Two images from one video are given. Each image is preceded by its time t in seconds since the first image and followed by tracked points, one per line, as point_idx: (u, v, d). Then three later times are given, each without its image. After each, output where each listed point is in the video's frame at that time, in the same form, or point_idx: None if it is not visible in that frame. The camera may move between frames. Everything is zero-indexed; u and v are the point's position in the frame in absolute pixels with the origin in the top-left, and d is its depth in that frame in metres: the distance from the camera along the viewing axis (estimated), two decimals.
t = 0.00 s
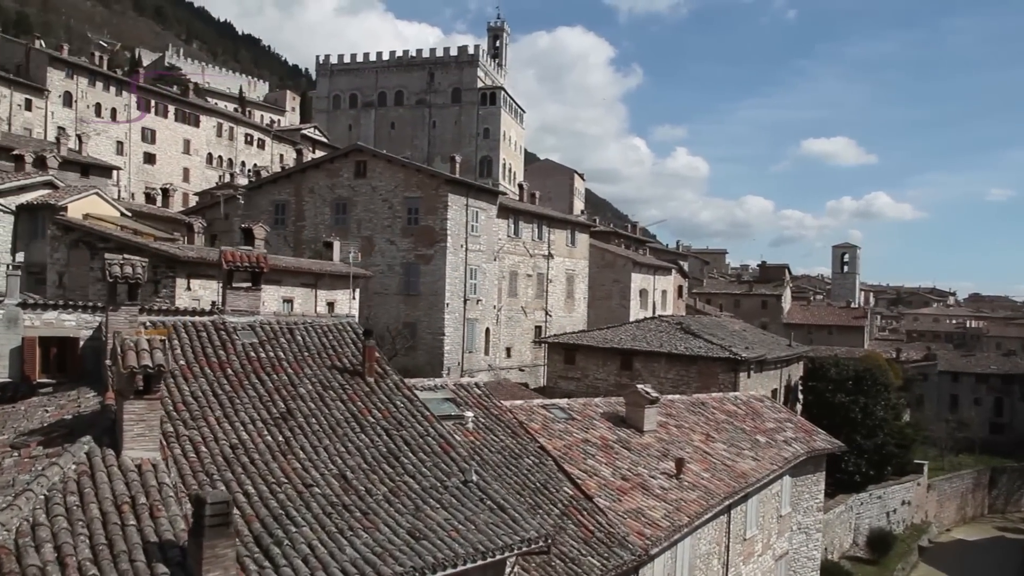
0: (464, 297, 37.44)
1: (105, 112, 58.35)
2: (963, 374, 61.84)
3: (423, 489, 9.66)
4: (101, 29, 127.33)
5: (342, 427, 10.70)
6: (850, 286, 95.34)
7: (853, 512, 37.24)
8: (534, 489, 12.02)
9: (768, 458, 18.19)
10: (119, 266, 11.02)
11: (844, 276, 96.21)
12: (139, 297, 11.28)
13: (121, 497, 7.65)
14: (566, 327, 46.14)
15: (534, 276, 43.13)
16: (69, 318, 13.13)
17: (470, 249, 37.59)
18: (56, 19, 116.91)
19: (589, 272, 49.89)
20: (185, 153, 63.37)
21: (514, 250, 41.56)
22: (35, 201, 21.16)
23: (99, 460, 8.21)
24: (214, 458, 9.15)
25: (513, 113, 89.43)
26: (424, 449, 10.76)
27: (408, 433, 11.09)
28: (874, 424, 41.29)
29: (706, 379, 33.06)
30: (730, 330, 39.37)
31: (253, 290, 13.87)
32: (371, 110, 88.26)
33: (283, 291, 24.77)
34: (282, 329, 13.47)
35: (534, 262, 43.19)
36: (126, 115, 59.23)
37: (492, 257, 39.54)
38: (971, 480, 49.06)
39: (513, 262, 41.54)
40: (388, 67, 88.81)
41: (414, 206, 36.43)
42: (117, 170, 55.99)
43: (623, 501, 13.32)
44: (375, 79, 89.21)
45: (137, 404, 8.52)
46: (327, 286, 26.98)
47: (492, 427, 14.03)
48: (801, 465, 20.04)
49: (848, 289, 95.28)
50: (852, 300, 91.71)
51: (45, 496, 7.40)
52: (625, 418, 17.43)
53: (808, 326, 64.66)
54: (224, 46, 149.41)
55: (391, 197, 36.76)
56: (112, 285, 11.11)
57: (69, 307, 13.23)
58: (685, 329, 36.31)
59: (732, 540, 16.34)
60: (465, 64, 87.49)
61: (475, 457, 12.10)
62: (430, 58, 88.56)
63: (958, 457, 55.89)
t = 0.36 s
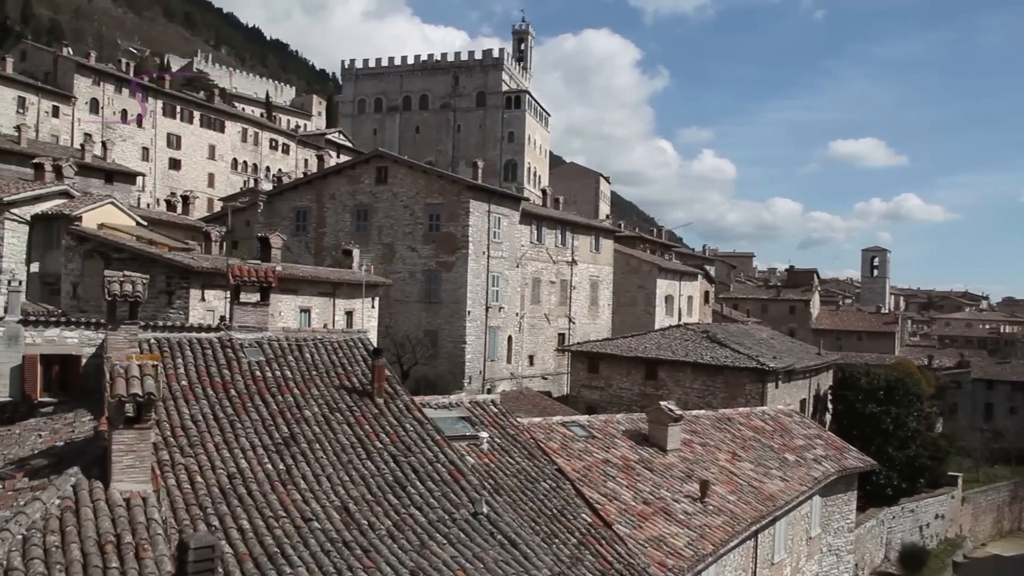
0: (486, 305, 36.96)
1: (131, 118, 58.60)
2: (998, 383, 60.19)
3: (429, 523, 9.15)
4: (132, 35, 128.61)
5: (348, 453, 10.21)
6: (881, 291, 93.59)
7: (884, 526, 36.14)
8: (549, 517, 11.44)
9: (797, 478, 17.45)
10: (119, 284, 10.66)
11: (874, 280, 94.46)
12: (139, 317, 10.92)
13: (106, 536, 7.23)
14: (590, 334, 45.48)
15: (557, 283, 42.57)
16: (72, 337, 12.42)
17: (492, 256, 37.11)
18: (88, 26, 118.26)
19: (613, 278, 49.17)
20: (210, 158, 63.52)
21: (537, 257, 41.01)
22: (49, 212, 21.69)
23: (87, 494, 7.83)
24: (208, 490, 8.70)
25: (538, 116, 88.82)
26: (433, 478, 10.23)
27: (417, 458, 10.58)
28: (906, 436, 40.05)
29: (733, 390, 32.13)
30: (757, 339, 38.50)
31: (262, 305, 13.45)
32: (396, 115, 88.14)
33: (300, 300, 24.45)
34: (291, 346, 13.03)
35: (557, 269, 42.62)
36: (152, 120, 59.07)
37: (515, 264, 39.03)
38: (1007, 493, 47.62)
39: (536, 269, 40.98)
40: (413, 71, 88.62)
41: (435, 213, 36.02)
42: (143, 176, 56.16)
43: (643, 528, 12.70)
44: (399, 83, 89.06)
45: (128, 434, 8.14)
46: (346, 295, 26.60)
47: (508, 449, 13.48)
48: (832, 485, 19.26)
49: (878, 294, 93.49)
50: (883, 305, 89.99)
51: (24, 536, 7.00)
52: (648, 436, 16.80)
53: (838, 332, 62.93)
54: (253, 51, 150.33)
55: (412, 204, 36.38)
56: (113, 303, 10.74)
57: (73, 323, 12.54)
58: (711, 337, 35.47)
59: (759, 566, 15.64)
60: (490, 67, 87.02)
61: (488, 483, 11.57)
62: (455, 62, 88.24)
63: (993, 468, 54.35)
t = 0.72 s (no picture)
0: (509, 313, 36.43)
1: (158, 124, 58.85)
2: None
3: (436, 561, 8.65)
4: (164, 42, 129.83)
5: (353, 482, 9.72)
6: (913, 296, 91.60)
7: (919, 542, 34.95)
8: (567, 548, 10.87)
9: (829, 501, 16.69)
10: (118, 302, 10.29)
11: (907, 285, 92.48)
12: (139, 337, 10.53)
13: None
14: (615, 342, 44.77)
15: (582, 291, 41.95)
16: (75, 356, 11.86)
17: (515, 264, 36.60)
18: (121, 34, 119.63)
19: (640, 285, 48.39)
20: (236, 164, 63.64)
21: (561, 264, 40.41)
22: (65, 222, 22.32)
23: (72, 532, 7.40)
24: (202, 525, 8.25)
25: (564, 120, 88.15)
26: (442, 509, 9.71)
27: (426, 488, 10.05)
28: (942, 449, 38.83)
29: (762, 402, 31.17)
30: (786, 348, 37.60)
31: (271, 322, 13.03)
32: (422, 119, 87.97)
33: (318, 310, 24.10)
34: (301, 364, 12.59)
35: (582, 276, 42.00)
36: (178, 126, 59.72)
37: (539, 271, 38.48)
38: None
39: (561, 276, 40.38)
40: (439, 75, 88.39)
41: (458, 220, 35.58)
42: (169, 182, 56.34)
43: (666, 558, 12.08)
44: (426, 88, 88.92)
45: (117, 467, 7.73)
46: (366, 305, 26.21)
47: (525, 473, 12.90)
48: (865, 507, 18.44)
49: (911, 299, 91.52)
50: (916, 311, 88.07)
51: None
52: (673, 456, 16.15)
53: (870, 339, 61.46)
54: (282, 57, 151.18)
55: (435, 211, 35.98)
56: (112, 323, 10.36)
57: (77, 340, 11.98)
58: (740, 347, 34.56)
59: None
60: (515, 71, 86.50)
61: (502, 512, 11.02)
62: (481, 66, 87.87)
63: None
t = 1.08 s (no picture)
0: (533, 322, 35.88)
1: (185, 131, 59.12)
2: None
3: None
4: (195, 49, 131.14)
5: (357, 516, 9.25)
6: (948, 301, 89.58)
7: (956, 560, 33.64)
8: None
9: (863, 526, 15.92)
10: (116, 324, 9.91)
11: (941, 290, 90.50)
12: (140, 360, 10.09)
13: None
14: (641, 351, 44.05)
15: (607, 299, 41.33)
16: (78, 375, 11.75)
17: (539, 272, 36.07)
18: (153, 41, 120.99)
19: (666, 292, 47.59)
20: (262, 170, 63.75)
21: (586, 272, 39.79)
22: (80, 233, 22.42)
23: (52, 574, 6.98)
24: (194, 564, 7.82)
25: (591, 124, 87.45)
26: (450, 545, 9.19)
27: (435, 521, 9.54)
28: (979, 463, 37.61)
29: (792, 415, 30.26)
30: (817, 358, 36.70)
31: (280, 340, 12.60)
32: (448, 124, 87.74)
33: (337, 322, 23.77)
34: (310, 385, 12.13)
35: (608, 284, 41.37)
36: (205, 133, 59.91)
37: (563, 279, 37.92)
38: None
39: (586, 284, 39.76)
40: (465, 80, 88.08)
41: (481, 227, 35.12)
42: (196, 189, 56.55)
43: None
44: (452, 93, 88.65)
45: (103, 505, 7.31)
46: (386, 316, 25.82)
47: (542, 499, 12.34)
48: (901, 532, 17.63)
49: (945, 305, 89.55)
50: (950, 318, 86.11)
51: None
52: (698, 478, 15.51)
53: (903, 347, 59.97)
54: (311, 63, 152.07)
55: (458, 218, 35.55)
56: (111, 344, 9.96)
57: (80, 360, 11.87)
58: (769, 358, 33.67)
59: None
60: (542, 75, 85.89)
61: (516, 544, 10.48)
62: (507, 71, 87.44)
63: None
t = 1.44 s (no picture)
0: (556, 332, 35.33)
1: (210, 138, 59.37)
2: None
3: None
4: (223, 56, 132.31)
5: (359, 553, 8.79)
6: (982, 307, 87.56)
7: None
8: None
9: (897, 554, 15.20)
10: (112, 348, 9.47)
11: (975, 296, 88.52)
12: (138, 385, 9.69)
13: None
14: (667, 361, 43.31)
15: (632, 308, 40.69)
16: (80, 397, 11.63)
17: (562, 281, 35.53)
18: (182, 49, 122.21)
19: (693, 301, 46.78)
20: (287, 177, 63.85)
21: (611, 280, 39.19)
22: (95, 245, 22.37)
23: None
24: None
25: (616, 129, 86.68)
26: None
27: (442, 558, 9.06)
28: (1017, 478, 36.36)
29: (821, 429, 29.39)
30: (848, 369, 35.76)
31: (288, 360, 12.19)
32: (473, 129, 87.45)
33: (355, 334, 23.42)
34: (319, 408, 11.69)
35: (632, 293, 40.72)
36: (230, 140, 60.07)
37: (587, 288, 37.34)
38: None
39: (610, 293, 39.16)
40: (490, 85, 87.72)
41: (504, 236, 34.66)
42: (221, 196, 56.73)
43: None
44: (476, 98, 88.24)
45: (88, 546, 6.92)
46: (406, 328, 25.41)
47: (560, 527, 11.79)
48: (938, 558, 16.83)
49: (979, 311, 87.54)
50: (985, 324, 84.17)
51: None
52: (723, 501, 14.90)
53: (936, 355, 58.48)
54: (337, 69, 152.83)
55: (480, 226, 35.13)
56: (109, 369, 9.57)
57: (81, 383, 11.76)
58: (798, 370, 32.81)
59: None
60: (567, 80, 85.29)
61: None
62: (532, 75, 86.95)
63: None
